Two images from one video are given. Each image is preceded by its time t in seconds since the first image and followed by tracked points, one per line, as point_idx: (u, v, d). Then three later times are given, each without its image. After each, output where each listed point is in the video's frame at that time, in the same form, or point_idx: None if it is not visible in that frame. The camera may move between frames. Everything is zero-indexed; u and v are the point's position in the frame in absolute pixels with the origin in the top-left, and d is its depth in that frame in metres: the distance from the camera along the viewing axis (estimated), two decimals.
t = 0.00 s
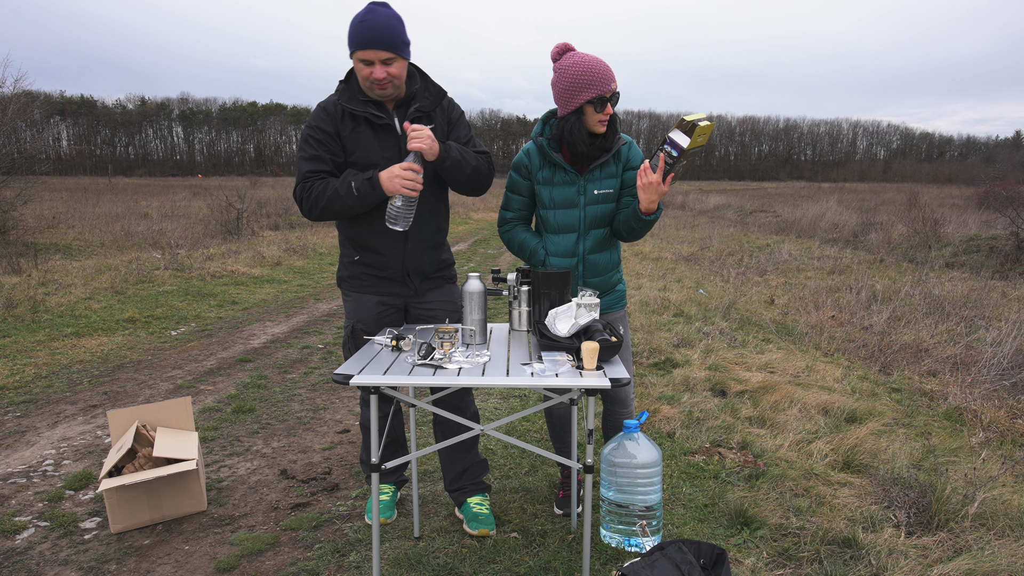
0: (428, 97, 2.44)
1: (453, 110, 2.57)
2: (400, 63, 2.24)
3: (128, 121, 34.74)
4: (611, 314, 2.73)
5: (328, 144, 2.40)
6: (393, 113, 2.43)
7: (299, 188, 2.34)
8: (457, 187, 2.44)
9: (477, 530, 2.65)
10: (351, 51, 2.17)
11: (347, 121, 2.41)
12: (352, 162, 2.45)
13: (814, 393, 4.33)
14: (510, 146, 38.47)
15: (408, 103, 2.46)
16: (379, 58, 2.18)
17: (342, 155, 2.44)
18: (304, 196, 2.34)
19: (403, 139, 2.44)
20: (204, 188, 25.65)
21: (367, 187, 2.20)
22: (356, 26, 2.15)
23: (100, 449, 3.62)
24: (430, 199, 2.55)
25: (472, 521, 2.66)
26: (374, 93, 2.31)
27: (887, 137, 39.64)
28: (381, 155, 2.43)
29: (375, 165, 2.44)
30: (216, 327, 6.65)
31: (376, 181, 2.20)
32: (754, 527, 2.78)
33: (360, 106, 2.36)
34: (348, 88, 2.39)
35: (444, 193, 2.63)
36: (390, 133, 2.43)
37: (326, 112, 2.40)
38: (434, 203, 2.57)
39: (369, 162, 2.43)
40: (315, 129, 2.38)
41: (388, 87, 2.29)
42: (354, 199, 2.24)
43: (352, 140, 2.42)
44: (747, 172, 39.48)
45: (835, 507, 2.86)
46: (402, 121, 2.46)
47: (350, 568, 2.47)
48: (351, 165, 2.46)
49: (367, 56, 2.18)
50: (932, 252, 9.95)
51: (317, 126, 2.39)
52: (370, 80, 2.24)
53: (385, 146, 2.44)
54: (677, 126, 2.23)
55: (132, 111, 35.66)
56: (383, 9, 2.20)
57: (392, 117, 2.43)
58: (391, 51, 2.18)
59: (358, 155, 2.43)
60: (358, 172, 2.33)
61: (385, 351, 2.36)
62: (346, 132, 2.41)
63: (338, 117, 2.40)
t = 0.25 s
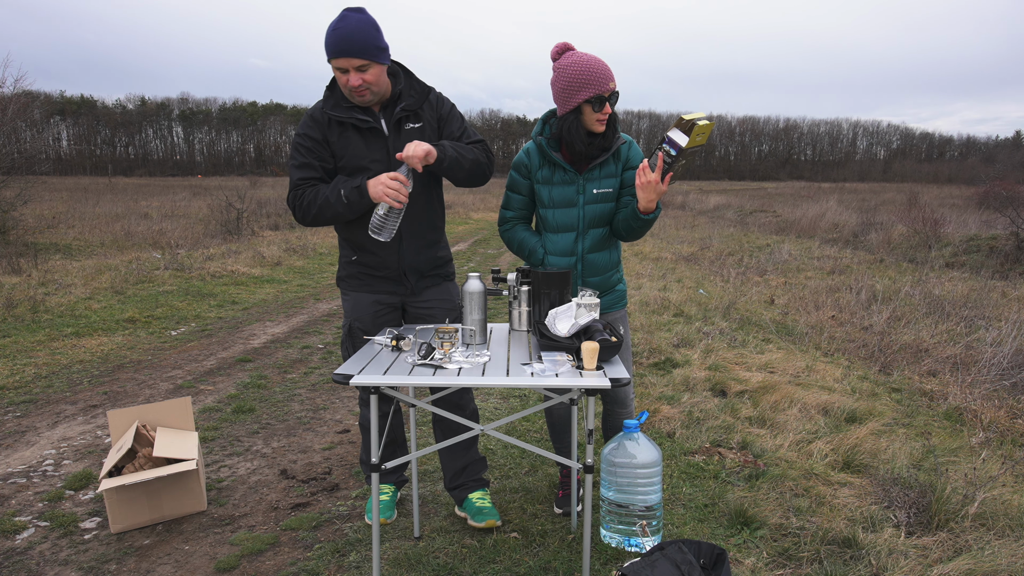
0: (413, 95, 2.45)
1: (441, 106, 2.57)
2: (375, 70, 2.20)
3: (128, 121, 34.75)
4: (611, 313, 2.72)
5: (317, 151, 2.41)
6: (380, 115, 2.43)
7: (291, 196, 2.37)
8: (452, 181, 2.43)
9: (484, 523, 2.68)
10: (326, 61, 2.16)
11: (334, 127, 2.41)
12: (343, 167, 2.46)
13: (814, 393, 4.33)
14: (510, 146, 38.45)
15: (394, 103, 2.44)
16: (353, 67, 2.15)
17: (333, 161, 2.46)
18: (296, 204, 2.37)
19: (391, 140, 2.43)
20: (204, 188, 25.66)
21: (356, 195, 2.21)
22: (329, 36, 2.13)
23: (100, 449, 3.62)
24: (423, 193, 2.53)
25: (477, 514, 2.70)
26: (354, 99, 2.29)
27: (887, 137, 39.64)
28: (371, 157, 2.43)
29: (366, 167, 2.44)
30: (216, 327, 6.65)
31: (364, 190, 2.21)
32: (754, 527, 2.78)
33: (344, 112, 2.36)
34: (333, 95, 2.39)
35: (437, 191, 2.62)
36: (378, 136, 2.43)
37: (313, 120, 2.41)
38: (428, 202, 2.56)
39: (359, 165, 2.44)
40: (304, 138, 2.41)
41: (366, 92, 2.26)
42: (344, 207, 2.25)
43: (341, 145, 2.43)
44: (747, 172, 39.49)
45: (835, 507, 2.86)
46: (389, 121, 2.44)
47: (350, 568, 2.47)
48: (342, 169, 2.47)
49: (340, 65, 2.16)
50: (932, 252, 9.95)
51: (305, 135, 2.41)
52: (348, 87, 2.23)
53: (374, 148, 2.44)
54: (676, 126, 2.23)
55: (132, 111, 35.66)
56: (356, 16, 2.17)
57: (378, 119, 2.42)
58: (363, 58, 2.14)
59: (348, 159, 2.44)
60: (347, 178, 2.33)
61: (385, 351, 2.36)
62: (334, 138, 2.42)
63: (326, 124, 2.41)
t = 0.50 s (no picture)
0: (408, 97, 2.43)
1: (439, 105, 2.52)
2: (366, 78, 2.20)
3: (128, 121, 34.74)
4: (610, 313, 2.72)
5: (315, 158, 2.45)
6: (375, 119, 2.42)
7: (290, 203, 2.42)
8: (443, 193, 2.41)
9: (465, 504, 2.91)
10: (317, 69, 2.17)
11: (330, 133, 2.43)
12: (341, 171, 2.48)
13: (814, 393, 4.33)
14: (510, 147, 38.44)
15: (390, 105, 2.43)
16: (341, 75, 2.15)
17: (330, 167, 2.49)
18: (296, 211, 2.42)
19: (386, 144, 2.43)
20: (204, 188, 25.65)
21: (347, 210, 2.23)
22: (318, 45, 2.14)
23: (100, 449, 3.62)
24: (420, 197, 2.51)
25: (460, 495, 2.92)
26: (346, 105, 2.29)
27: (887, 137, 39.63)
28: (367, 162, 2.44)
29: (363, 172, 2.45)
30: (216, 327, 6.65)
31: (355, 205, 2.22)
32: (754, 527, 2.78)
33: (339, 118, 2.37)
34: (328, 101, 2.41)
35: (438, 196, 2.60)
36: (373, 140, 2.42)
37: (310, 127, 2.44)
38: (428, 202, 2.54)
39: (356, 170, 2.45)
40: (302, 145, 2.44)
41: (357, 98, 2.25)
42: (337, 217, 2.27)
43: (337, 150, 2.44)
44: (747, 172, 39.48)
45: (835, 507, 2.86)
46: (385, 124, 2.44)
47: (350, 568, 2.47)
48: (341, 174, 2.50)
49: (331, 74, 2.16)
50: (932, 252, 9.95)
51: (303, 142, 2.44)
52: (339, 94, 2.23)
53: (370, 153, 2.44)
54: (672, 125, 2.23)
55: (132, 111, 35.66)
56: (345, 22, 2.15)
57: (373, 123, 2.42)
58: (351, 67, 2.13)
59: (345, 164, 2.45)
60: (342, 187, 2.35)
61: (385, 351, 2.36)
62: (330, 144, 2.44)
63: (322, 130, 2.43)
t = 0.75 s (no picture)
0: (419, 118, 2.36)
1: (450, 127, 2.44)
2: (375, 99, 2.12)
3: (128, 121, 34.74)
4: (610, 313, 2.72)
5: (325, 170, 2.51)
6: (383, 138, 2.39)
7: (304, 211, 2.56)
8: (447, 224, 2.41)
9: (457, 499, 2.96)
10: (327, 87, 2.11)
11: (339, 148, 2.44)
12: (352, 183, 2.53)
13: (814, 393, 4.33)
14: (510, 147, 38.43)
15: (399, 125, 2.37)
16: (351, 97, 2.09)
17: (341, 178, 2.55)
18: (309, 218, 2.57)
19: (393, 165, 2.43)
20: (204, 188, 25.64)
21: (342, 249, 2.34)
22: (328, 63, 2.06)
23: (100, 449, 3.62)
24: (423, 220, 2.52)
25: (451, 490, 2.98)
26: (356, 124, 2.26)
27: (887, 137, 39.63)
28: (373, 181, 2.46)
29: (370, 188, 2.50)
30: (216, 327, 6.65)
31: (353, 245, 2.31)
32: (754, 527, 2.78)
33: (346, 136, 2.35)
34: (337, 115, 2.39)
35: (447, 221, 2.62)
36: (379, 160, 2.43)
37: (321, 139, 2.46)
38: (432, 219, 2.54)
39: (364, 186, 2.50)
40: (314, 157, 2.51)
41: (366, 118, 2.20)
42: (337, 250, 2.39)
43: (346, 166, 2.48)
44: (747, 172, 39.48)
45: (835, 507, 2.87)
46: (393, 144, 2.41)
47: (350, 568, 2.47)
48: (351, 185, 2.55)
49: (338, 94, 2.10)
50: (932, 252, 9.95)
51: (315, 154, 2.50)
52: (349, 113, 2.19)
53: (376, 172, 2.46)
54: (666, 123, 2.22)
55: (132, 111, 35.66)
56: (357, 41, 2.05)
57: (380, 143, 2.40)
58: (359, 90, 2.06)
59: (354, 178, 2.50)
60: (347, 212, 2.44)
61: (385, 351, 2.36)
62: (340, 158, 2.47)
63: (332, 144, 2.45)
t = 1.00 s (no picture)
0: (411, 154, 2.35)
1: (443, 156, 2.43)
2: (361, 152, 2.05)
3: (128, 121, 34.74)
4: (610, 313, 2.72)
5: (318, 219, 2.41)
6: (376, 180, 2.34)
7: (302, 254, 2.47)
8: (455, 249, 2.54)
9: (457, 499, 2.97)
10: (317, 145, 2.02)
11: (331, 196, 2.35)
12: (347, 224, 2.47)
13: (814, 393, 4.33)
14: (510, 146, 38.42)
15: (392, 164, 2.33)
16: (346, 153, 2.03)
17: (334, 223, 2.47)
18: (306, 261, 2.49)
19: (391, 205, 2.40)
20: (204, 188, 25.65)
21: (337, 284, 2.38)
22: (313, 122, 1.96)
23: (100, 449, 3.62)
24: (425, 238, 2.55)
25: (451, 491, 2.98)
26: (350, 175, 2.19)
27: (887, 137, 39.60)
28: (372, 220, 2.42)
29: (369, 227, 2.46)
30: (216, 327, 6.65)
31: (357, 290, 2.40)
32: (754, 527, 2.78)
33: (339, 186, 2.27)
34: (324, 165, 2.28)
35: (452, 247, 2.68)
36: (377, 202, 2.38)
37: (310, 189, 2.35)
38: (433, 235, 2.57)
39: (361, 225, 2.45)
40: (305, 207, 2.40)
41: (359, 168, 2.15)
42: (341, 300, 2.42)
43: (341, 211, 2.40)
44: (747, 172, 39.48)
45: (835, 507, 2.87)
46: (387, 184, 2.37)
47: (350, 568, 2.47)
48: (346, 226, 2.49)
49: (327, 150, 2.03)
50: (932, 252, 9.95)
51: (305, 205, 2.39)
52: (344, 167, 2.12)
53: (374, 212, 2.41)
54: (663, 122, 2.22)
55: (132, 111, 35.66)
56: (342, 94, 1.95)
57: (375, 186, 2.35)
58: (351, 146, 1.99)
59: (350, 220, 2.44)
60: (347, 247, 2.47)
61: (385, 351, 2.36)
62: (334, 206, 2.38)
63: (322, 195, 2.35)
